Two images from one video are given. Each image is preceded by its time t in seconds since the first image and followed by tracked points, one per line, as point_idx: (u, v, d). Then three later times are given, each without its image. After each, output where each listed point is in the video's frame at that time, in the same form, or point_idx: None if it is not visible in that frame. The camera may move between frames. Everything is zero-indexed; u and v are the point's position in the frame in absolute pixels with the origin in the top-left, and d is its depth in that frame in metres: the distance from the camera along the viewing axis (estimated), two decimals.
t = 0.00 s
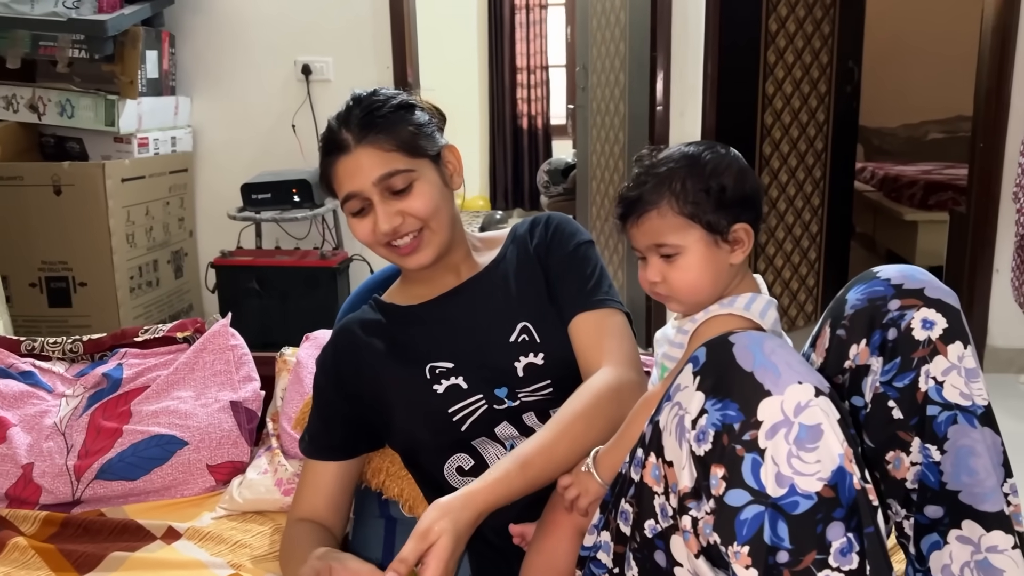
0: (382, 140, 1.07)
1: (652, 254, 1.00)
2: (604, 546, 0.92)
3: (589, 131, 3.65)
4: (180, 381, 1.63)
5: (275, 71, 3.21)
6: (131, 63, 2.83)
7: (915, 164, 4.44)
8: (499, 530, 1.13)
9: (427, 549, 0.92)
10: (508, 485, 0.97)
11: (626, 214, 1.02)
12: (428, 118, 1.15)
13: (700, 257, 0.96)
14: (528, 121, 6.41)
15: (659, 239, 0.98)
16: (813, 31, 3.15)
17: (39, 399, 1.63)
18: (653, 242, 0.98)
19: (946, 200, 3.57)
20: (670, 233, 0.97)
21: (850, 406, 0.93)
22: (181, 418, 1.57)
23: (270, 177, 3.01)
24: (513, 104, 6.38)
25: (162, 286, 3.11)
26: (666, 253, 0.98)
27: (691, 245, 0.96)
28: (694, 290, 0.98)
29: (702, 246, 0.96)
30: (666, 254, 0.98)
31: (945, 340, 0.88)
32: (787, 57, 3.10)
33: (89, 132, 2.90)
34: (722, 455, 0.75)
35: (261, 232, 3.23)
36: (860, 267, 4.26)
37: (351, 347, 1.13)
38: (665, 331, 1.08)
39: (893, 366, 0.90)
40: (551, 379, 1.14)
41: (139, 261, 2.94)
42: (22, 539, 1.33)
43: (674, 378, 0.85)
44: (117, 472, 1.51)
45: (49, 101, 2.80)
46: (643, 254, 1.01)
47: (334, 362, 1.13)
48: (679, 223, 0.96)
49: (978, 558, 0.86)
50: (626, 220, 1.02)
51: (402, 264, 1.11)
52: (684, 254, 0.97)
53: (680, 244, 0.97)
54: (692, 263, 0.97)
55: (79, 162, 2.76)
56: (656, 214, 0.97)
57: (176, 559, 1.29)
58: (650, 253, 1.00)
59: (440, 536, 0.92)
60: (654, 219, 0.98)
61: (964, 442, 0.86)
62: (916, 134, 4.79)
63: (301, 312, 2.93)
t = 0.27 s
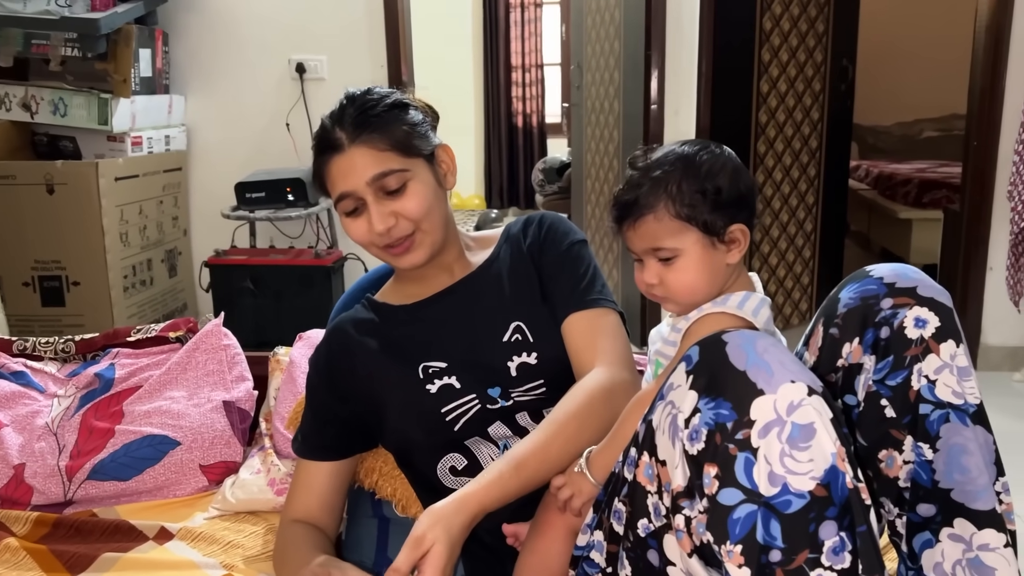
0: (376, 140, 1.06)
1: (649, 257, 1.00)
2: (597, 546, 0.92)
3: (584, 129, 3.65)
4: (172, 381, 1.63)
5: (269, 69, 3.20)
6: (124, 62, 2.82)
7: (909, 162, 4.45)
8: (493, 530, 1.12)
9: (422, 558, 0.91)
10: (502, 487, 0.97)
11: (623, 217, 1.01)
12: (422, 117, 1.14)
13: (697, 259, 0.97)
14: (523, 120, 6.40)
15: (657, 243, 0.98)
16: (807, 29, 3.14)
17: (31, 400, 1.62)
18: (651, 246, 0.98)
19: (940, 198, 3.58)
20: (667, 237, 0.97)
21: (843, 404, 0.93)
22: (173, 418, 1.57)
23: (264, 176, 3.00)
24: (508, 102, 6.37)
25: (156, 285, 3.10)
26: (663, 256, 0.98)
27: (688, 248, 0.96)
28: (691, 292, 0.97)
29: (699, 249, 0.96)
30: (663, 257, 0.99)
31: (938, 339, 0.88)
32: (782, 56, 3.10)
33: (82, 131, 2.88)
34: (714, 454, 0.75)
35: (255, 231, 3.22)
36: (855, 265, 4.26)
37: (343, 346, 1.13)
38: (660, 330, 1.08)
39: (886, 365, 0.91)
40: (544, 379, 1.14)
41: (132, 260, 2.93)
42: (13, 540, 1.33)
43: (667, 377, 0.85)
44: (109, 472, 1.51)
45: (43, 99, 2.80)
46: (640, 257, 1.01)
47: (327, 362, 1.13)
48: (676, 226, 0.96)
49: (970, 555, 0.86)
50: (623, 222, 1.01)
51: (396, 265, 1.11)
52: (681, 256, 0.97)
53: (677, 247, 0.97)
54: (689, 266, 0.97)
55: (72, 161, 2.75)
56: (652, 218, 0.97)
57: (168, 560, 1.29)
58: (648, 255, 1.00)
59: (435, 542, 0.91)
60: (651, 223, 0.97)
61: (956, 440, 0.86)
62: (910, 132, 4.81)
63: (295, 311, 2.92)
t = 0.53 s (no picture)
0: (372, 140, 1.06)
1: (648, 259, 1.00)
2: (592, 545, 0.92)
3: (580, 128, 3.66)
4: (167, 381, 1.62)
5: (264, 68, 3.20)
6: (120, 60, 2.81)
7: (904, 161, 4.46)
8: (488, 529, 1.13)
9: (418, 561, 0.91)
10: (497, 489, 0.97)
11: (622, 219, 1.01)
12: (417, 117, 1.14)
13: (696, 262, 0.97)
14: (520, 118, 6.41)
15: (656, 245, 0.98)
16: (803, 28, 3.13)
17: (26, 399, 1.62)
18: (650, 248, 0.99)
19: (936, 197, 3.59)
20: (667, 240, 0.97)
21: (837, 403, 0.94)
22: (168, 418, 1.56)
23: (260, 175, 3.00)
24: (504, 101, 6.37)
25: (151, 284, 3.09)
26: (662, 259, 0.99)
27: (688, 251, 0.97)
28: (690, 294, 0.98)
29: (699, 252, 0.97)
30: (662, 259, 0.99)
31: (931, 338, 0.88)
32: (778, 54, 3.10)
33: (77, 129, 2.88)
34: (708, 454, 0.75)
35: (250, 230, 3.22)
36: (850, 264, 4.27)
37: (338, 346, 1.13)
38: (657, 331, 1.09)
39: (880, 364, 0.91)
40: (539, 379, 1.14)
41: (128, 259, 2.93)
42: (8, 540, 1.33)
43: (661, 376, 0.85)
44: (104, 472, 1.51)
45: (37, 98, 2.79)
46: (639, 258, 1.02)
47: (322, 361, 1.13)
48: (676, 229, 0.97)
49: (963, 554, 0.87)
50: (622, 224, 1.02)
51: (392, 265, 1.11)
52: (680, 259, 0.97)
53: (677, 250, 0.97)
54: (689, 268, 0.97)
55: (67, 159, 2.74)
56: (653, 221, 0.97)
57: (164, 559, 1.29)
58: (647, 258, 1.00)
59: (430, 545, 0.91)
60: (651, 225, 0.98)
61: (949, 439, 0.87)
62: (905, 132, 4.82)
63: (291, 310, 2.92)
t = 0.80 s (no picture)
0: (371, 140, 1.07)
1: (644, 262, 1.01)
2: (590, 543, 0.92)
3: (578, 126, 3.66)
4: (166, 379, 1.62)
5: (262, 66, 3.20)
6: (117, 58, 2.81)
7: (901, 160, 4.47)
8: (486, 527, 1.13)
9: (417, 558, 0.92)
10: (495, 487, 0.98)
11: (618, 222, 1.02)
12: (416, 117, 1.14)
13: (692, 265, 0.98)
14: (517, 117, 6.41)
15: (652, 249, 0.99)
16: (800, 26, 3.13)
17: (24, 397, 1.62)
18: (646, 252, 0.99)
19: (932, 195, 3.60)
20: (663, 244, 0.98)
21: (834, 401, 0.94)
22: (167, 416, 1.56)
23: (257, 173, 3.00)
24: (501, 100, 6.38)
25: (149, 282, 3.09)
26: (658, 262, 0.99)
27: (683, 255, 0.98)
28: (686, 296, 0.99)
29: (695, 255, 0.98)
30: (658, 262, 1.00)
31: (927, 336, 0.89)
32: (775, 53, 3.09)
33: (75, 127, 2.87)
34: (705, 451, 0.76)
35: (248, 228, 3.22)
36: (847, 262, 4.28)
37: (337, 344, 1.13)
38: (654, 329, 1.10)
39: (876, 362, 0.91)
40: (537, 377, 1.14)
41: (125, 257, 2.93)
42: (7, 537, 1.33)
43: (658, 375, 0.86)
44: (103, 470, 1.51)
45: (34, 96, 2.79)
46: (634, 261, 1.03)
47: (321, 360, 1.13)
48: (671, 234, 0.97)
49: (959, 551, 0.87)
50: (618, 228, 1.02)
51: (391, 264, 1.11)
52: (676, 262, 0.98)
53: (673, 253, 0.98)
54: (685, 271, 0.98)
55: (65, 158, 2.74)
56: (648, 225, 0.98)
57: (162, 557, 1.29)
58: (643, 261, 1.01)
59: (429, 543, 0.92)
60: (647, 230, 0.98)
61: (944, 437, 0.87)
62: (902, 131, 4.82)
63: (289, 308, 2.92)
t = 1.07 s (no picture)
0: (371, 142, 1.07)
1: (639, 269, 1.02)
2: (587, 541, 0.93)
3: (578, 125, 3.67)
4: (166, 377, 1.63)
5: (262, 64, 3.20)
6: (117, 57, 2.82)
7: (900, 158, 4.47)
8: (485, 525, 1.14)
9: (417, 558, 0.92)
10: (495, 485, 0.98)
11: (612, 231, 1.02)
12: (414, 117, 1.14)
13: (688, 271, 0.98)
14: (516, 115, 6.42)
15: (646, 258, 1.00)
16: (800, 25, 3.12)
17: (25, 395, 1.62)
18: (640, 261, 1.00)
19: (931, 194, 3.60)
20: (657, 253, 0.99)
21: (831, 400, 0.95)
22: (167, 413, 1.57)
23: (257, 171, 3.00)
24: (501, 98, 6.38)
25: (148, 280, 3.09)
26: (653, 270, 1.00)
27: (678, 262, 0.98)
28: (681, 301, 0.99)
29: (689, 261, 0.98)
30: (654, 270, 1.00)
31: (924, 336, 0.89)
32: (774, 52, 3.08)
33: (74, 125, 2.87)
34: (702, 451, 0.76)
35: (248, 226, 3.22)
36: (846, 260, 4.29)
37: (337, 343, 1.14)
38: (649, 329, 1.11)
39: (873, 362, 0.92)
40: (536, 376, 1.15)
41: (125, 255, 2.93)
42: (8, 535, 1.34)
43: (656, 374, 0.86)
44: (103, 468, 1.51)
45: (34, 94, 2.78)
46: (629, 269, 1.03)
47: (320, 359, 1.14)
48: (665, 242, 0.98)
49: (955, 550, 0.88)
50: (613, 236, 1.03)
51: (391, 264, 1.12)
52: (671, 270, 0.99)
53: (667, 261, 0.98)
54: (681, 277, 0.98)
55: (64, 156, 2.74)
56: (642, 235, 0.99)
57: (162, 554, 1.29)
58: (637, 269, 1.02)
59: (429, 542, 0.92)
60: (640, 239, 0.99)
61: (941, 436, 0.88)
62: (901, 129, 4.82)
63: (288, 306, 2.93)
